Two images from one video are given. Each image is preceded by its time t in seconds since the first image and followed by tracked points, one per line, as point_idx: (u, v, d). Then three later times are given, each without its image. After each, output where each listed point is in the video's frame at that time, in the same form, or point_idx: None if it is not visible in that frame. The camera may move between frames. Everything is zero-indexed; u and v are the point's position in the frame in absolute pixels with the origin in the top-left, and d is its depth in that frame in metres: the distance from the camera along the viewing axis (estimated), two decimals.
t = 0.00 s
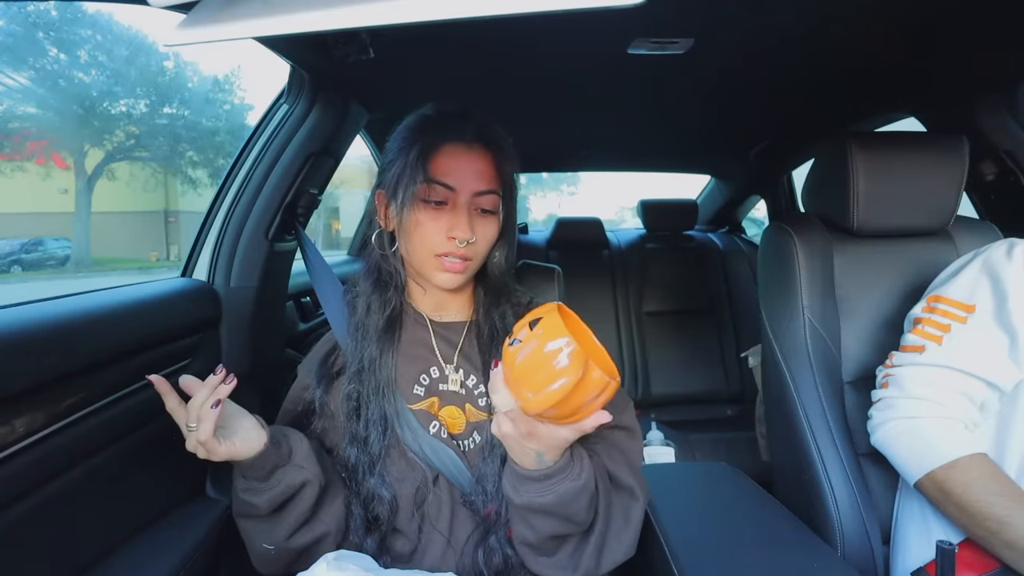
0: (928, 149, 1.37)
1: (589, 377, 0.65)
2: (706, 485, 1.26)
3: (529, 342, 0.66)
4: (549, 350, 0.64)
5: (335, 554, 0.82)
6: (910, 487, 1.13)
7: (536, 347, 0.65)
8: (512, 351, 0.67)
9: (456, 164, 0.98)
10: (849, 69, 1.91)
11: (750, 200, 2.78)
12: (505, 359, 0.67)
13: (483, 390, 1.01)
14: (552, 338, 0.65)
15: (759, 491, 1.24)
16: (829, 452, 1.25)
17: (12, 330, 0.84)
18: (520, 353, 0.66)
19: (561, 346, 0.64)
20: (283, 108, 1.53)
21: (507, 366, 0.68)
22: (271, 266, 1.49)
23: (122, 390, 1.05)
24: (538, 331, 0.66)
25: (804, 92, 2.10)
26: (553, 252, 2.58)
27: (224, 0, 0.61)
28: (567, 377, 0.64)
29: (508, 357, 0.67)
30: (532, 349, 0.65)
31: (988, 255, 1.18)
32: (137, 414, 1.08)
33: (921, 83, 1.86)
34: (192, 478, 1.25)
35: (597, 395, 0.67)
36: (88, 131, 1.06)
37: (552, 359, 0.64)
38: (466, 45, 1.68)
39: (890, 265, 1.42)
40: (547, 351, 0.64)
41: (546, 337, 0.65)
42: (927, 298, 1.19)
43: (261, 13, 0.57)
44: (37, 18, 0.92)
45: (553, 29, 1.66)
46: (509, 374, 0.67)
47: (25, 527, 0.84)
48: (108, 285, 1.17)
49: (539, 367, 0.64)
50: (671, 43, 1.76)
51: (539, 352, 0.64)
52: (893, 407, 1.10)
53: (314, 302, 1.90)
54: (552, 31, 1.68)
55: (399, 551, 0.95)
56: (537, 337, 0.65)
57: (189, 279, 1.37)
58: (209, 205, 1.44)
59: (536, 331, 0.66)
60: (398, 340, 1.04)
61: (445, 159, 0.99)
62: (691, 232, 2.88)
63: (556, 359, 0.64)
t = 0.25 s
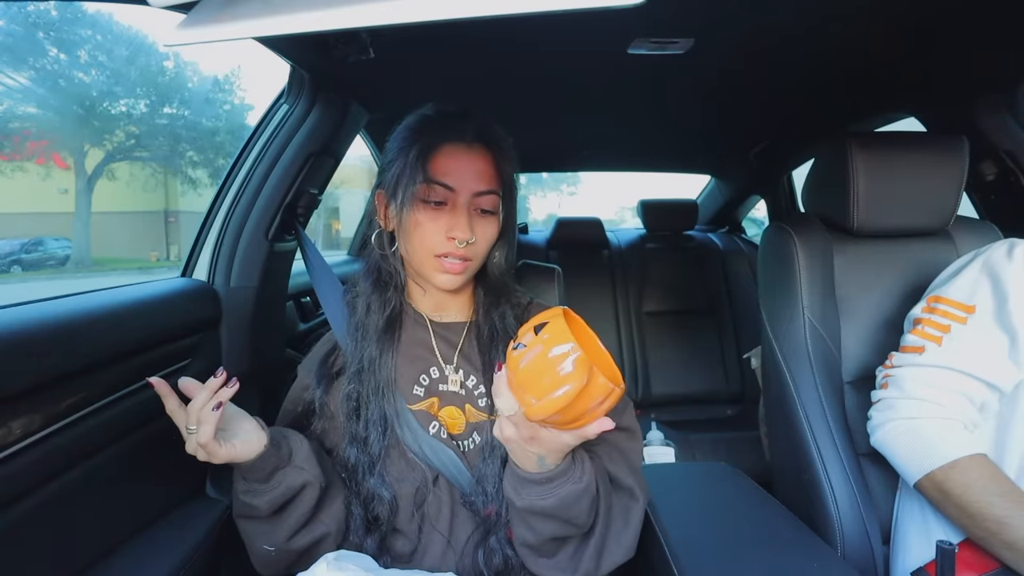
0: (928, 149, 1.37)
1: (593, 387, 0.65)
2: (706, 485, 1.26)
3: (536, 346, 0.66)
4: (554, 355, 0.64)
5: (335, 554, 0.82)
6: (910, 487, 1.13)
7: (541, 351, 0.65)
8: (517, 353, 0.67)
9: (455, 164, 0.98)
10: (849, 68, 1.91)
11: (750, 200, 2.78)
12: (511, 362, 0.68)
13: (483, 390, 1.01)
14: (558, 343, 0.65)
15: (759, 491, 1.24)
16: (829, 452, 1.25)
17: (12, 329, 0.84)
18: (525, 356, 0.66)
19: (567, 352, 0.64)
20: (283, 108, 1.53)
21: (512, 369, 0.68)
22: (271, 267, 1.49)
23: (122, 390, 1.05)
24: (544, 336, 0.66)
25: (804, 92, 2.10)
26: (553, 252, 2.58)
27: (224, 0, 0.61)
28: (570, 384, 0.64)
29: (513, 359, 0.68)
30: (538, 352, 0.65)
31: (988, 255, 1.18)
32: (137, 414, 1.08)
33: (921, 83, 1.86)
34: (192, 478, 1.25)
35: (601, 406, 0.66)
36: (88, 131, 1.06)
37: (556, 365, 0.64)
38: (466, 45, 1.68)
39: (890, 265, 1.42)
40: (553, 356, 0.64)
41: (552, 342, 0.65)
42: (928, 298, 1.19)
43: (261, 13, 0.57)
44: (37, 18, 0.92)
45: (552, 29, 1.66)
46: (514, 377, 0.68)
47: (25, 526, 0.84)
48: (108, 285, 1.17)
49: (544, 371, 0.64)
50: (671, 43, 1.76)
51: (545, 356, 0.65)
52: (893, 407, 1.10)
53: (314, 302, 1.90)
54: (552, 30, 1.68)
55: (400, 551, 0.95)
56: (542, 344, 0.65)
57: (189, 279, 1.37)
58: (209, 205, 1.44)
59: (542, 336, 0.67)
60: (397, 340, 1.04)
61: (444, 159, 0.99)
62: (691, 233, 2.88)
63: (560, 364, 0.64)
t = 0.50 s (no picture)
0: (928, 149, 1.37)
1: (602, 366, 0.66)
2: (706, 485, 1.26)
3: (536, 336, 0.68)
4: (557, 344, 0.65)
5: (335, 554, 0.82)
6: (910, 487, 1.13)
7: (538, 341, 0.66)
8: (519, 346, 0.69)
9: (446, 162, 0.98)
10: (849, 68, 1.91)
11: (750, 200, 2.78)
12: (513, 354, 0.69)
13: (483, 391, 1.01)
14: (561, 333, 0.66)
15: (759, 491, 1.24)
16: (829, 452, 1.25)
17: (12, 329, 0.84)
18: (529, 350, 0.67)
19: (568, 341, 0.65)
20: (283, 108, 1.53)
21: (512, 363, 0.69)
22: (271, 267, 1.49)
23: (122, 390, 1.05)
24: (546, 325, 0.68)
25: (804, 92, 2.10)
26: (553, 252, 2.58)
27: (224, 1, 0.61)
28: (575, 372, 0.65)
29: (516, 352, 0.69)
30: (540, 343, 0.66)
31: (989, 255, 1.18)
32: (137, 415, 1.08)
33: (921, 83, 1.86)
34: (192, 478, 1.25)
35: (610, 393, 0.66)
36: (88, 131, 1.06)
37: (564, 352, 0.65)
38: (466, 44, 1.68)
39: (890, 265, 1.42)
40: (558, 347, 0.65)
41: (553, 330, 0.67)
42: (928, 299, 1.19)
43: (261, 13, 0.57)
44: (37, 18, 0.92)
45: (553, 29, 1.66)
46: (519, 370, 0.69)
47: (25, 527, 0.84)
48: (108, 285, 1.17)
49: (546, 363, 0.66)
50: (671, 43, 1.76)
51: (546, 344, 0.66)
52: (893, 408, 1.10)
53: (314, 302, 1.90)
54: (552, 30, 1.68)
55: (399, 550, 0.95)
56: (542, 335, 0.67)
57: (189, 279, 1.37)
58: (209, 205, 1.44)
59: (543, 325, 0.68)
60: (398, 340, 1.04)
61: (434, 158, 0.99)
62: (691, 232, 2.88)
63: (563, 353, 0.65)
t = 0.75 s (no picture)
0: (928, 149, 1.37)
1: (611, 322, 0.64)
2: (706, 485, 1.26)
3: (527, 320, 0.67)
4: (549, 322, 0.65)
5: (335, 554, 0.82)
6: (910, 487, 1.13)
7: (538, 329, 0.65)
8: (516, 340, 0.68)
9: (432, 158, 0.98)
10: (849, 68, 1.91)
11: (750, 200, 2.78)
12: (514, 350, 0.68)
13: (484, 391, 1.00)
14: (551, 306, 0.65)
15: (759, 491, 1.24)
16: (829, 452, 1.25)
17: (13, 330, 0.84)
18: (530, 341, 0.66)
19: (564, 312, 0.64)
20: (283, 108, 1.53)
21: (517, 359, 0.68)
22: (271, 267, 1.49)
23: (122, 390, 1.05)
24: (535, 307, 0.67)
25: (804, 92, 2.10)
26: (553, 252, 2.58)
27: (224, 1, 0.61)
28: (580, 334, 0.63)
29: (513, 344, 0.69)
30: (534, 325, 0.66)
31: (989, 255, 1.18)
32: (137, 415, 1.08)
33: (921, 83, 1.86)
34: (192, 478, 1.25)
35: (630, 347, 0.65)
36: (88, 131, 1.06)
37: (562, 323, 0.64)
38: (466, 44, 1.68)
39: (890, 265, 1.42)
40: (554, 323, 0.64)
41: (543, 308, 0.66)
42: (928, 299, 1.19)
43: (261, 13, 0.57)
44: (37, 18, 0.92)
45: (553, 29, 1.67)
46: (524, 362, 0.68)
47: (25, 527, 0.84)
48: (108, 285, 1.17)
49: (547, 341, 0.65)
50: (671, 43, 1.76)
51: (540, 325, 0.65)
52: (893, 408, 1.10)
53: (314, 302, 1.90)
54: (552, 30, 1.68)
55: (399, 549, 0.95)
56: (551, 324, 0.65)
57: (189, 278, 1.37)
58: (209, 205, 1.44)
59: (530, 310, 0.67)
60: (401, 337, 1.04)
61: (420, 155, 0.99)
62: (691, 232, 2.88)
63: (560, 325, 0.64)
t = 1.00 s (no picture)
0: (928, 149, 1.37)
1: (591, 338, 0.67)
2: (706, 485, 1.26)
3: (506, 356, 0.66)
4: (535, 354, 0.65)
5: (336, 554, 0.82)
6: (910, 487, 1.13)
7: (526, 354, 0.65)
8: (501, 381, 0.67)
9: (436, 156, 0.98)
10: (848, 68, 1.91)
11: (750, 200, 2.78)
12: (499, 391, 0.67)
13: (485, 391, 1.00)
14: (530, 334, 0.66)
15: (759, 491, 1.24)
16: (829, 452, 1.25)
17: (13, 330, 0.84)
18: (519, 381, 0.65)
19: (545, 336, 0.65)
20: (283, 108, 1.53)
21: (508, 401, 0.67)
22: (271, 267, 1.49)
23: (123, 390, 1.06)
24: (510, 335, 0.67)
25: (804, 92, 2.10)
26: (553, 252, 2.58)
27: (224, 0, 0.61)
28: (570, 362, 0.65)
29: (497, 385, 0.67)
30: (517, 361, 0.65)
31: (989, 254, 1.18)
32: (136, 415, 1.08)
33: (921, 83, 1.85)
34: (192, 478, 1.25)
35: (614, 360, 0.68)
36: (88, 131, 1.06)
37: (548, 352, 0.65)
38: (466, 44, 1.68)
39: (890, 265, 1.42)
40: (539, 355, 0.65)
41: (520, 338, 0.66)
42: (928, 299, 1.19)
43: (261, 13, 0.57)
44: (37, 18, 0.92)
45: (552, 29, 1.67)
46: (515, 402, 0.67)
47: (25, 526, 0.84)
48: (108, 285, 1.17)
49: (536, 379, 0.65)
50: (671, 43, 1.76)
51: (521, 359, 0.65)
52: (893, 408, 1.10)
53: (314, 302, 1.90)
54: (551, 30, 1.68)
55: (398, 549, 0.95)
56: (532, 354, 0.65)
57: (189, 278, 1.37)
58: (209, 205, 1.44)
59: (503, 344, 0.67)
60: (403, 338, 1.04)
61: (424, 152, 0.99)
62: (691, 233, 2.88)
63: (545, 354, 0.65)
